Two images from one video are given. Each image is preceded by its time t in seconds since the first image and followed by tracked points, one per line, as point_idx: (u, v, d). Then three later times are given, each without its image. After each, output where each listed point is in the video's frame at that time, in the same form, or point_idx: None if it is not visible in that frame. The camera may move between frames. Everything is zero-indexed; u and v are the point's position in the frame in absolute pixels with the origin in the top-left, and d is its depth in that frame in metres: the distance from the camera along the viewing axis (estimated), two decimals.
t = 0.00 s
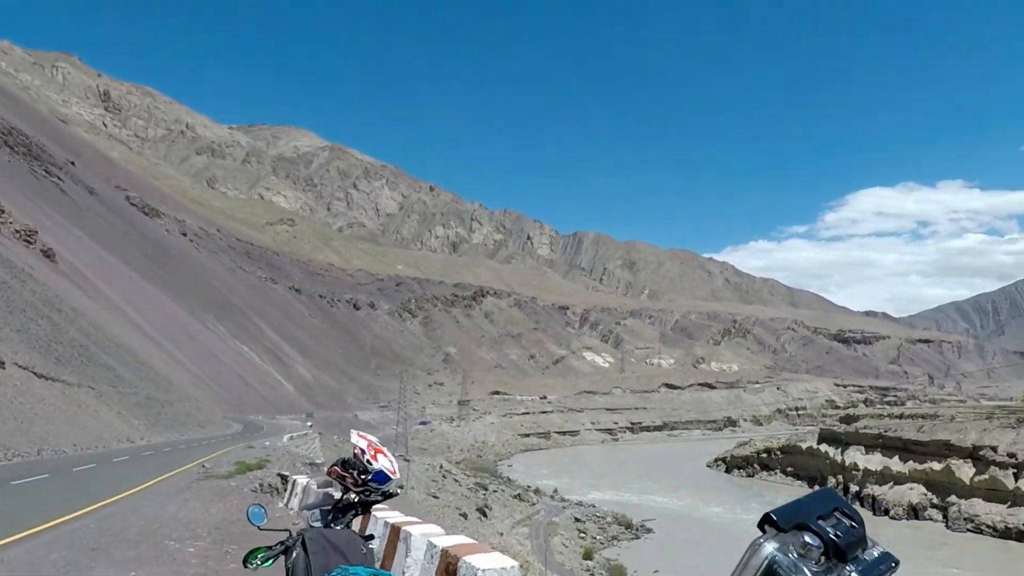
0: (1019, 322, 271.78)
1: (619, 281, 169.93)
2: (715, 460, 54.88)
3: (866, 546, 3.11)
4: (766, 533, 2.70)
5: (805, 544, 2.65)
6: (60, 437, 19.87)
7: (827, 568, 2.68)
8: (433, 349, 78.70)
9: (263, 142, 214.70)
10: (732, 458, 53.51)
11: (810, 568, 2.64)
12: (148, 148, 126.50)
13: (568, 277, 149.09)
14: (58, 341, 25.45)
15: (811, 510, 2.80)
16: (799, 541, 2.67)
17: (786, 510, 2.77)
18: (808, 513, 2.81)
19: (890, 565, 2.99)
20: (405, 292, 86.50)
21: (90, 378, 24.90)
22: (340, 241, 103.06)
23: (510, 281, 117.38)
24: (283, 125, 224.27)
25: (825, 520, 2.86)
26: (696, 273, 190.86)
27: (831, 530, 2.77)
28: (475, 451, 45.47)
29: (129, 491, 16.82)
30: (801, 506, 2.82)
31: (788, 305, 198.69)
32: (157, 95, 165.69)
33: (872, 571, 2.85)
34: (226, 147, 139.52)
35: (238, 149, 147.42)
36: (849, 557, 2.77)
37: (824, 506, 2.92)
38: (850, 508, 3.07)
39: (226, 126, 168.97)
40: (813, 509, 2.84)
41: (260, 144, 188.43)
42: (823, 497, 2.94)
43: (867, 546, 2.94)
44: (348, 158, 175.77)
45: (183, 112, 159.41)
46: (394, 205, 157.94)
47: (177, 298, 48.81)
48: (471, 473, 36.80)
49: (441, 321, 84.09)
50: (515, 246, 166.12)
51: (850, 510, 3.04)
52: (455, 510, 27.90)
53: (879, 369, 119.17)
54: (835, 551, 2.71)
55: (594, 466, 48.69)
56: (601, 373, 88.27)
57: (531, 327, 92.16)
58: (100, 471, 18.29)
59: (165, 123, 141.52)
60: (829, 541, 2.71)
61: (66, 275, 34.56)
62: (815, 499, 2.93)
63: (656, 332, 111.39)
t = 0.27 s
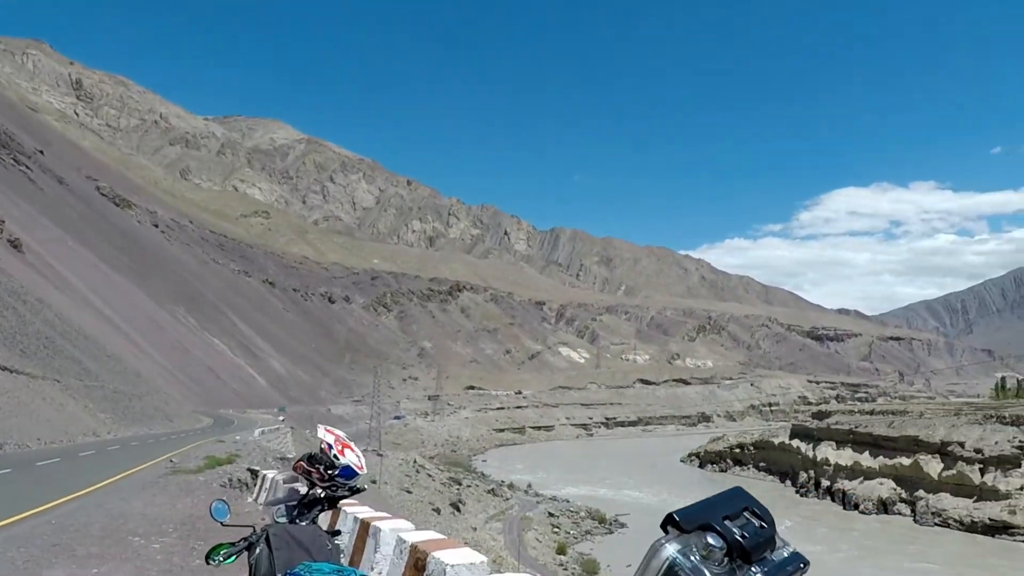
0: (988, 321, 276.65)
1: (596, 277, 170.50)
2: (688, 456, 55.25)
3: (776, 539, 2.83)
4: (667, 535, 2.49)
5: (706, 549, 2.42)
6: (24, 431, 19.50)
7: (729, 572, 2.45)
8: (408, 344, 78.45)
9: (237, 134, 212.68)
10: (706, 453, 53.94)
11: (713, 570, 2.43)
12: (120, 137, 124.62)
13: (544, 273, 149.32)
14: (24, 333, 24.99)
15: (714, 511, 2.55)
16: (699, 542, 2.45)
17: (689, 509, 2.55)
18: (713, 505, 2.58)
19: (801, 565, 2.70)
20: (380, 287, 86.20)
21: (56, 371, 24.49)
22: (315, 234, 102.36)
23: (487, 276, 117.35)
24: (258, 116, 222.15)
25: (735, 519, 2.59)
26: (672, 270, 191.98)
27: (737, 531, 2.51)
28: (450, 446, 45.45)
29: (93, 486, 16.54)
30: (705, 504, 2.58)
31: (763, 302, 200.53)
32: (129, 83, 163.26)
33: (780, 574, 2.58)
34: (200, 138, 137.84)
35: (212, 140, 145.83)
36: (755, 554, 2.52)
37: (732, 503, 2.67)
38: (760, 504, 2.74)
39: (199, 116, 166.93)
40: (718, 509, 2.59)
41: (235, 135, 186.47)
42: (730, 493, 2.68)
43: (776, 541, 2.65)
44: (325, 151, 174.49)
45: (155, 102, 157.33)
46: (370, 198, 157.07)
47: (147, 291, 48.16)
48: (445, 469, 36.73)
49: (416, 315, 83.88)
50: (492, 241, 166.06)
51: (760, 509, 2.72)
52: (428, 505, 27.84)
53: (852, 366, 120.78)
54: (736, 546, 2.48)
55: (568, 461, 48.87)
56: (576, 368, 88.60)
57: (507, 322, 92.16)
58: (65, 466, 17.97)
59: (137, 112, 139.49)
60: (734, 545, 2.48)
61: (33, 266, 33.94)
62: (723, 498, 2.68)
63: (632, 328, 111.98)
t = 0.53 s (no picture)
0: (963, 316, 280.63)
1: (577, 271, 170.77)
2: (669, 449, 55.43)
3: (728, 526, 2.80)
4: (610, 521, 2.49)
5: (651, 532, 2.40)
6: None
7: (672, 555, 2.43)
8: (388, 339, 78.10)
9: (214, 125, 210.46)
10: (686, 446, 54.16)
11: (659, 553, 2.40)
12: (93, 129, 122.70)
13: (525, 267, 149.34)
14: None
15: (659, 496, 2.54)
16: (641, 526, 2.43)
17: (632, 495, 2.54)
18: (656, 492, 2.57)
19: (750, 551, 2.66)
20: (360, 281, 85.80)
21: (27, 366, 24.02)
22: (294, 227, 101.52)
23: (468, 270, 117.09)
24: (236, 108, 219.81)
25: (684, 504, 2.57)
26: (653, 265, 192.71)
27: (682, 517, 2.49)
28: (431, 441, 45.30)
29: (66, 484, 16.23)
30: (650, 491, 2.58)
31: (743, 297, 201.98)
32: (102, 73, 160.72)
33: (724, 559, 2.51)
34: (175, 129, 136.02)
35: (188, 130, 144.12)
36: (704, 539, 2.49)
37: (678, 488, 2.65)
38: (712, 491, 2.73)
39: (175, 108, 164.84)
40: (663, 494, 2.59)
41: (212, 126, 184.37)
42: (677, 479, 2.68)
43: (724, 528, 2.62)
44: (303, 143, 173.00)
45: (129, 91, 155.27)
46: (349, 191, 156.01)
47: (123, 286, 47.49)
48: (426, 463, 36.60)
49: (396, 310, 83.62)
50: (473, 235, 165.84)
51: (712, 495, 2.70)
52: (409, 500, 27.68)
53: (830, 361, 121.95)
54: (682, 532, 2.45)
55: (549, 455, 48.86)
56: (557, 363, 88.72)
57: (489, 316, 92.01)
58: (36, 464, 17.61)
59: (110, 102, 137.41)
60: (680, 529, 2.45)
61: (4, 259, 33.29)
62: (670, 483, 2.68)
63: (613, 322, 112.27)
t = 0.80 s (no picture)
0: (942, 310, 283.89)
1: (561, 266, 170.80)
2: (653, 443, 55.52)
3: (676, 489, 2.28)
4: (551, 488, 1.95)
5: (594, 498, 1.88)
6: None
7: (617, 524, 1.91)
8: (371, 333, 77.68)
9: (192, 115, 207.93)
10: (670, 440, 54.20)
11: (602, 519, 1.90)
12: (67, 119, 120.69)
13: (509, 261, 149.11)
14: None
15: (601, 460, 2.02)
16: (582, 491, 1.91)
17: (569, 457, 2.00)
18: (600, 453, 2.05)
19: (700, 519, 2.15)
20: (341, 275, 85.29)
21: None
22: (274, 220, 100.60)
23: (451, 264, 116.69)
24: (214, 98, 217.23)
25: (631, 470, 2.07)
26: (637, 259, 193.05)
27: (629, 481, 1.97)
28: (414, 436, 45.06)
29: (37, 481, 15.81)
30: (588, 451, 2.05)
31: (726, 291, 202.88)
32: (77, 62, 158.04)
33: (674, 528, 1.98)
34: (152, 120, 134.13)
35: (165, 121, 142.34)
36: (650, 503, 1.98)
37: (625, 452, 2.15)
38: (656, 454, 2.22)
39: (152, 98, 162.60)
40: (608, 459, 2.06)
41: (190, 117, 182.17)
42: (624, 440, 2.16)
43: (673, 494, 2.09)
44: (283, 134, 171.42)
45: (105, 81, 153.15)
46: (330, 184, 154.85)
47: (99, 280, 46.73)
48: (409, 458, 36.30)
49: (378, 304, 83.14)
50: (456, 229, 165.31)
51: (659, 459, 2.18)
52: (393, 496, 27.39)
53: (812, 355, 122.88)
54: (627, 497, 1.93)
55: (532, 449, 48.80)
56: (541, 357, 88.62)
57: (472, 310, 91.64)
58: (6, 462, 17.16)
59: (85, 92, 135.24)
60: (622, 495, 1.93)
61: None
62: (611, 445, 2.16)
63: (597, 316, 112.39)
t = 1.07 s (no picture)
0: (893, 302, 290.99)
1: (523, 254, 170.92)
2: (612, 431, 56.06)
3: (596, 458, 2.91)
4: (465, 447, 2.53)
5: (504, 458, 2.42)
6: None
7: (526, 481, 2.46)
8: (329, 320, 76.98)
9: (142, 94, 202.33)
10: (628, 428, 54.75)
11: (511, 480, 2.43)
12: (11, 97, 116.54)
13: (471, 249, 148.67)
14: None
15: (518, 426, 2.62)
16: (494, 455, 2.46)
17: (491, 425, 2.61)
18: (517, 423, 2.68)
19: (612, 480, 2.76)
20: (299, 262, 84.35)
21: None
22: (230, 205, 98.79)
23: (411, 251, 116.02)
24: (167, 78, 211.62)
25: (543, 435, 2.69)
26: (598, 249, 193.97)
27: (539, 447, 2.55)
28: (373, 424, 44.91)
29: None
30: (511, 420, 2.66)
31: (685, 281, 205.17)
32: (22, 37, 152.45)
33: (577, 485, 2.57)
34: (102, 99, 130.24)
35: (114, 100, 138.34)
36: (560, 467, 2.54)
37: (541, 422, 2.77)
38: (575, 423, 2.88)
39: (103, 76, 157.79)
40: (526, 424, 2.68)
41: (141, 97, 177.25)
42: (541, 412, 2.79)
43: (586, 460, 2.70)
44: (239, 117, 167.86)
45: (51, 57, 148.03)
46: (288, 168, 152.42)
47: (46, 264, 45.44)
48: (368, 447, 36.07)
49: (337, 291, 82.45)
50: (417, 216, 164.19)
51: (574, 426, 2.84)
52: (351, 484, 27.23)
53: (769, 345, 125.05)
54: (537, 459, 2.49)
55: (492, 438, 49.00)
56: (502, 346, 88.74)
57: (432, 299, 91.44)
58: None
59: (31, 69, 130.60)
60: (534, 457, 2.49)
61: None
62: (531, 418, 2.77)
63: (558, 305, 112.81)
